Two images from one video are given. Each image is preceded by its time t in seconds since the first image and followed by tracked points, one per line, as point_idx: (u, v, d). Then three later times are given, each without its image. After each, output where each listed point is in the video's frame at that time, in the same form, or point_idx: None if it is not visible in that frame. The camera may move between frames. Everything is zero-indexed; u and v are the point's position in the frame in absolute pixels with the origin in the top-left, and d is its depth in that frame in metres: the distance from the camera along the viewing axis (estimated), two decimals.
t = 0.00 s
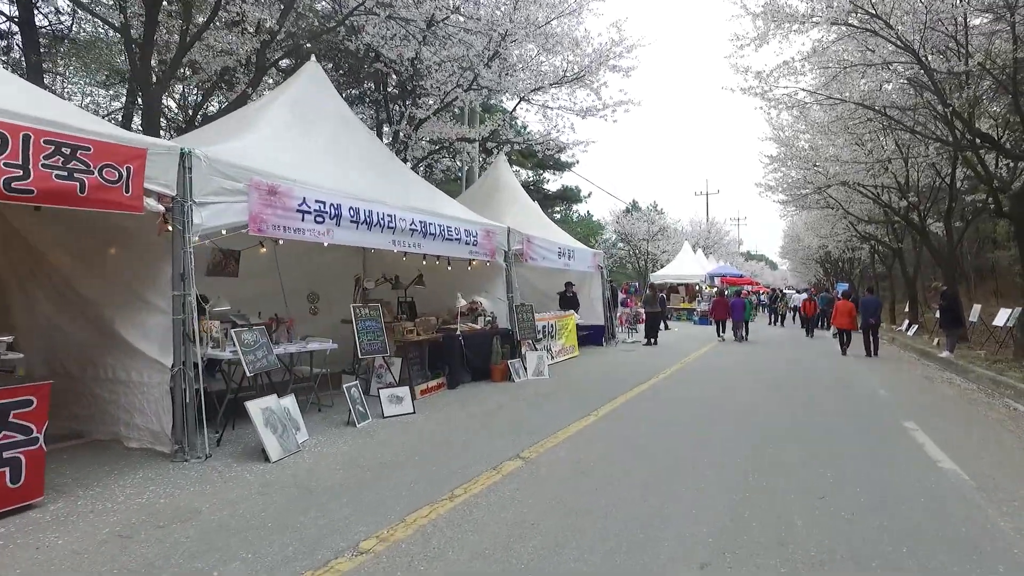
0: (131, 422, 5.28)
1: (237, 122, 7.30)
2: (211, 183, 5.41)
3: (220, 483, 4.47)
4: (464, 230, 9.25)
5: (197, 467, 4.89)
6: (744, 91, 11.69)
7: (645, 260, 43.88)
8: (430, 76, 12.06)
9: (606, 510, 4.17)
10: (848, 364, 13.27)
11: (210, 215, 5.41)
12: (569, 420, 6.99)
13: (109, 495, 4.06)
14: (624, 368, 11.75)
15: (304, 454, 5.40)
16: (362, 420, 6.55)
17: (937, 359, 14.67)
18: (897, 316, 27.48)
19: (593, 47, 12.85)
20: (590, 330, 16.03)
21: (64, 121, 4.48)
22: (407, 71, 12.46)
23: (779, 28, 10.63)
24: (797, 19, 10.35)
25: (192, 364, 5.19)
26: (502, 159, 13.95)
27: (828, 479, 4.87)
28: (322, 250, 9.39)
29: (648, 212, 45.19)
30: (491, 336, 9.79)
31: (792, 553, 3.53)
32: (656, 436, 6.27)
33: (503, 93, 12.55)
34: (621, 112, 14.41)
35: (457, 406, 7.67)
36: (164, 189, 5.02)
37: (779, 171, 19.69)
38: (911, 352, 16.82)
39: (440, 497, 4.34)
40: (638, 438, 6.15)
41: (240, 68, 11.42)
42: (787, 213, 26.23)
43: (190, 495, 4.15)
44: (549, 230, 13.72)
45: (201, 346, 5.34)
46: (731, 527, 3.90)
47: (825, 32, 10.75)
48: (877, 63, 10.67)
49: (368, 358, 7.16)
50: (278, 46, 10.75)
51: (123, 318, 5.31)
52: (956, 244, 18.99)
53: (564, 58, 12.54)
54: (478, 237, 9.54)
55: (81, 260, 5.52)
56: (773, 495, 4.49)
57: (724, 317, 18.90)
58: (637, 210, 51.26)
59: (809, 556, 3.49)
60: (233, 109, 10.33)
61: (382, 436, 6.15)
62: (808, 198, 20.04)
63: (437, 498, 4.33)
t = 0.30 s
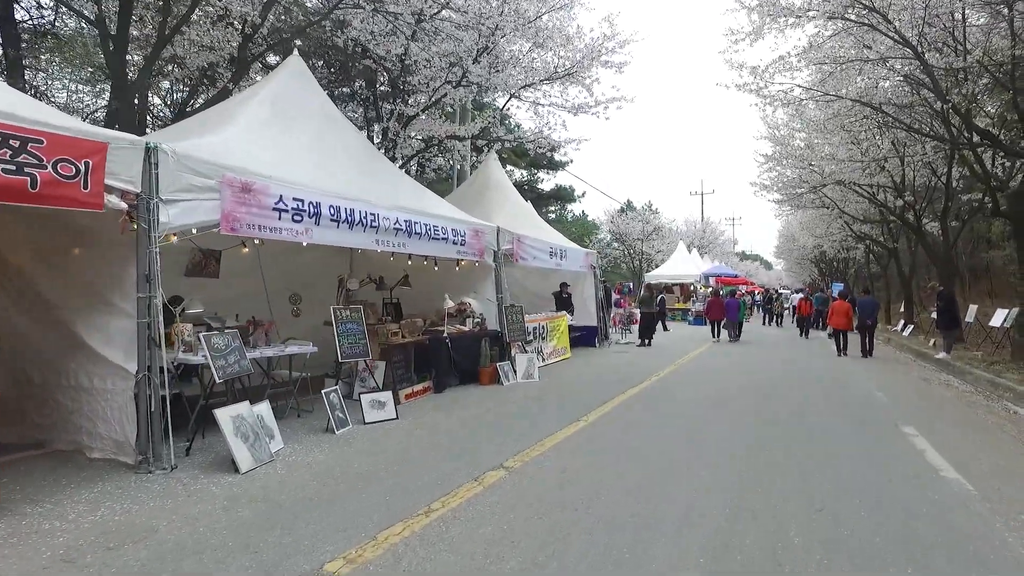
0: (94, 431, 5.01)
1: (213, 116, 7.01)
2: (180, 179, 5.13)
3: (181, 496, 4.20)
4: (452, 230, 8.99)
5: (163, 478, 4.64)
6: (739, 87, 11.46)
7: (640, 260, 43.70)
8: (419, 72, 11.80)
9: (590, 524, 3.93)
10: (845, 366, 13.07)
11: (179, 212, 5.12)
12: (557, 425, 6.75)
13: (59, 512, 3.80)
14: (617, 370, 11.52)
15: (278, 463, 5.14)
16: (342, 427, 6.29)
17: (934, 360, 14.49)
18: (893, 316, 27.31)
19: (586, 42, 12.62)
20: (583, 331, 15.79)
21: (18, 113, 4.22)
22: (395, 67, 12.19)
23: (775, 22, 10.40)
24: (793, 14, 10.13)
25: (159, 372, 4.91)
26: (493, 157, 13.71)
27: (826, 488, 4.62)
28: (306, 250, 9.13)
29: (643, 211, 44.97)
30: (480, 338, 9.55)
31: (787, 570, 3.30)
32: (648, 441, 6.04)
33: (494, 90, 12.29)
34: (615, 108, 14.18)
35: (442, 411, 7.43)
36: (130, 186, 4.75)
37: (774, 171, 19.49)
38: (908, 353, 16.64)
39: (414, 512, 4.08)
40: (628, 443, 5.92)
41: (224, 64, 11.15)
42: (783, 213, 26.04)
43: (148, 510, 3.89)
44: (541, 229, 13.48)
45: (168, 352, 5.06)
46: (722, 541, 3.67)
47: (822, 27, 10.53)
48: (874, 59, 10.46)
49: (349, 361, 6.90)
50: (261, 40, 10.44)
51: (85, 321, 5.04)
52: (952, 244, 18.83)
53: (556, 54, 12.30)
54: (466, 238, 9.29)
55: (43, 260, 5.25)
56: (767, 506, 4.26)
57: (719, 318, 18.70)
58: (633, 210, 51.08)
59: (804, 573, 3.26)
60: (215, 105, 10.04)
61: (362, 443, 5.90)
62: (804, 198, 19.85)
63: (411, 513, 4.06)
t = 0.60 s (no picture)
0: (42, 440, 4.72)
1: (178, 108, 6.70)
2: (138, 173, 4.85)
3: (131, 509, 3.93)
4: (432, 228, 8.74)
5: (116, 489, 4.37)
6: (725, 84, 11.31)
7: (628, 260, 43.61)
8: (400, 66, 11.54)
9: (567, 537, 3.71)
10: (832, 366, 12.96)
11: (137, 207, 4.84)
12: (537, 430, 6.53)
13: None
14: (602, 371, 11.33)
15: (241, 473, 4.89)
16: (313, 432, 6.04)
17: (920, 360, 14.43)
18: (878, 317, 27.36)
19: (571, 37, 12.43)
20: (568, 332, 15.59)
21: None
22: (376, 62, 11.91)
23: (762, 17, 10.25)
24: (779, 9, 9.98)
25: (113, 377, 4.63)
26: (476, 155, 13.48)
27: (816, 499, 4.40)
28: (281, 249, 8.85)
29: (631, 211, 44.89)
30: (461, 339, 9.31)
31: None
32: (630, 447, 5.83)
33: (477, 85, 12.07)
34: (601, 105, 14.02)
35: (420, 415, 7.19)
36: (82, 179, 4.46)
37: (761, 170, 19.39)
38: (894, 353, 16.59)
39: (379, 526, 3.83)
40: (609, 449, 5.70)
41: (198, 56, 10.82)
42: (770, 212, 25.99)
43: (93, 526, 3.63)
44: (526, 228, 13.26)
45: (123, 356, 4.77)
46: (705, 557, 3.46)
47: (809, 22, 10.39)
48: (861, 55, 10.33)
49: (321, 364, 6.65)
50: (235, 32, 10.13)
51: (35, 323, 4.75)
52: (938, 245, 18.82)
53: (540, 49, 12.10)
54: (447, 236, 9.05)
55: None
56: (753, 517, 4.06)
57: (706, 318, 18.57)
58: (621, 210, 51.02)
59: None
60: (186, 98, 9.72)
61: (332, 450, 5.65)
62: (791, 197, 19.78)
63: (375, 527, 3.81)
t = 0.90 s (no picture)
0: None
1: (152, 100, 6.43)
2: (102, 166, 4.60)
3: (85, 524, 3.68)
4: (420, 226, 8.48)
5: (75, 502, 4.12)
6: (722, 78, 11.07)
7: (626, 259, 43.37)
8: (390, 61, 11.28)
9: (550, 554, 3.46)
10: (832, 367, 12.73)
11: (101, 201, 4.58)
12: (526, 436, 6.28)
13: None
14: (597, 373, 11.07)
15: (211, 482, 4.64)
16: (292, 438, 5.79)
17: (921, 361, 14.20)
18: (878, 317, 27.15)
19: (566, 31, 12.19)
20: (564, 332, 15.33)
21: None
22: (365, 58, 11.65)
23: (759, 10, 10.01)
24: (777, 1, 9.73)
25: (73, 382, 4.37)
26: (469, 152, 13.23)
27: (816, 511, 4.16)
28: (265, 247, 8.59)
29: (629, 211, 44.66)
30: (451, 340, 9.06)
31: None
32: (622, 453, 5.57)
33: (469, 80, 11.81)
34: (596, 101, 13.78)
35: (406, 419, 6.94)
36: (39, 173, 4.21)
37: (759, 169, 19.16)
38: (894, 354, 16.36)
39: (351, 542, 3.59)
40: (600, 456, 5.45)
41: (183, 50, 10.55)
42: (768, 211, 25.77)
43: (41, 544, 3.38)
44: (520, 227, 13.01)
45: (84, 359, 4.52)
46: None
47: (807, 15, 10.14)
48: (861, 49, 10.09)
49: (302, 366, 6.39)
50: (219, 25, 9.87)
51: None
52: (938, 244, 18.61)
53: (533, 43, 11.85)
54: (436, 235, 8.80)
55: None
56: (749, 531, 3.81)
57: (704, 318, 18.32)
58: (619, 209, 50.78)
59: None
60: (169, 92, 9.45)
61: (310, 457, 5.40)
62: (789, 196, 19.55)
63: (345, 544, 3.56)
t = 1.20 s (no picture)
0: None
1: (134, 94, 6.20)
2: (69, 160, 4.37)
3: (42, 541, 3.45)
4: (415, 225, 8.24)
5: (37, 514, 3.89)
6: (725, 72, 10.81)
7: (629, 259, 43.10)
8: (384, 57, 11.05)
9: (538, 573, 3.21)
10: (837, 369, 12.46)
11: (68, 197, 4.36)
12: (521, 441, 6.04)
13: None
14: (597, 374, 10.83)
15: (186, 492, 4.41)
16: (275, 444, 5.56)
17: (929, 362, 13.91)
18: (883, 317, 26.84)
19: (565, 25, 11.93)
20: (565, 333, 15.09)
21: None
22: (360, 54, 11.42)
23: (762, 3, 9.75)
24: None
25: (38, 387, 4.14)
26: (467, 150, 12.99)
27: (824, 524, 3.90)
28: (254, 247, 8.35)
29: (632, 211, 44.40)
30: (446, 341, 8.83)
31: None
32: (620, 460, 5.32)
33: (466, 75, 11.57)
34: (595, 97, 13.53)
35: (397, 423, 6.71)
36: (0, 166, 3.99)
37: (763, 167, 18.89)
38: (901, 355, 16.07)
39: (325, 560, 3.35)
40: (596, 464, 5.20)
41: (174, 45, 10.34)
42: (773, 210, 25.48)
43: None
44: (519, 226, 12.76)
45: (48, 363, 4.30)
46: None
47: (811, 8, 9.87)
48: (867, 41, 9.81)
49: (287, 369, 6.16)
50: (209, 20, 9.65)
51: None
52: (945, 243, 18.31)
53: (532, 37, 11.60)
54: (431, 234, 8.55)
55: None
56: (752, 546, 3.56)
57: (707, 319, 18.07)
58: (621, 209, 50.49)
59: None
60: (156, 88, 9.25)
61: (293, 464, 5.17)
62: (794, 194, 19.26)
63: (319, 561, 3.33)
